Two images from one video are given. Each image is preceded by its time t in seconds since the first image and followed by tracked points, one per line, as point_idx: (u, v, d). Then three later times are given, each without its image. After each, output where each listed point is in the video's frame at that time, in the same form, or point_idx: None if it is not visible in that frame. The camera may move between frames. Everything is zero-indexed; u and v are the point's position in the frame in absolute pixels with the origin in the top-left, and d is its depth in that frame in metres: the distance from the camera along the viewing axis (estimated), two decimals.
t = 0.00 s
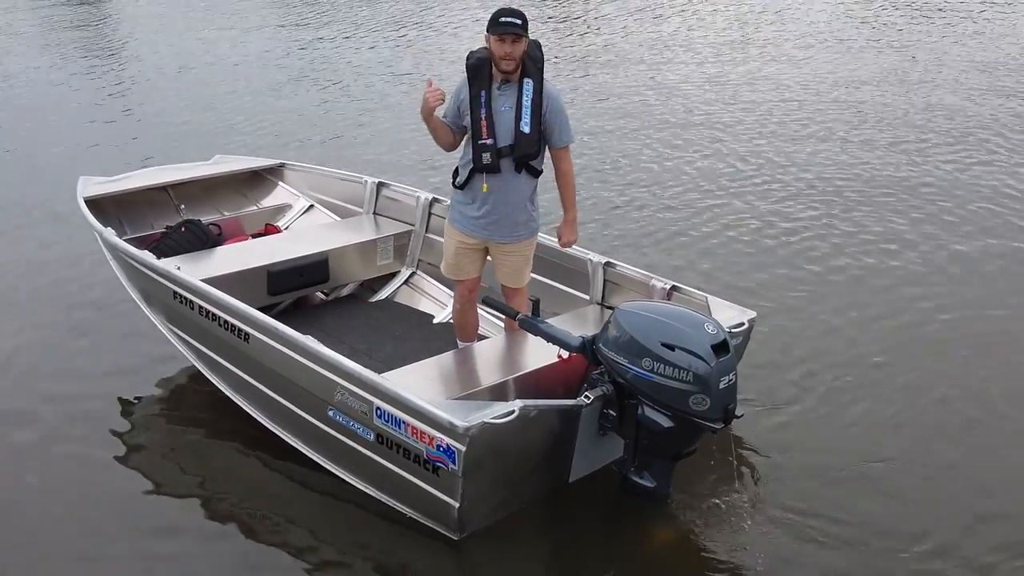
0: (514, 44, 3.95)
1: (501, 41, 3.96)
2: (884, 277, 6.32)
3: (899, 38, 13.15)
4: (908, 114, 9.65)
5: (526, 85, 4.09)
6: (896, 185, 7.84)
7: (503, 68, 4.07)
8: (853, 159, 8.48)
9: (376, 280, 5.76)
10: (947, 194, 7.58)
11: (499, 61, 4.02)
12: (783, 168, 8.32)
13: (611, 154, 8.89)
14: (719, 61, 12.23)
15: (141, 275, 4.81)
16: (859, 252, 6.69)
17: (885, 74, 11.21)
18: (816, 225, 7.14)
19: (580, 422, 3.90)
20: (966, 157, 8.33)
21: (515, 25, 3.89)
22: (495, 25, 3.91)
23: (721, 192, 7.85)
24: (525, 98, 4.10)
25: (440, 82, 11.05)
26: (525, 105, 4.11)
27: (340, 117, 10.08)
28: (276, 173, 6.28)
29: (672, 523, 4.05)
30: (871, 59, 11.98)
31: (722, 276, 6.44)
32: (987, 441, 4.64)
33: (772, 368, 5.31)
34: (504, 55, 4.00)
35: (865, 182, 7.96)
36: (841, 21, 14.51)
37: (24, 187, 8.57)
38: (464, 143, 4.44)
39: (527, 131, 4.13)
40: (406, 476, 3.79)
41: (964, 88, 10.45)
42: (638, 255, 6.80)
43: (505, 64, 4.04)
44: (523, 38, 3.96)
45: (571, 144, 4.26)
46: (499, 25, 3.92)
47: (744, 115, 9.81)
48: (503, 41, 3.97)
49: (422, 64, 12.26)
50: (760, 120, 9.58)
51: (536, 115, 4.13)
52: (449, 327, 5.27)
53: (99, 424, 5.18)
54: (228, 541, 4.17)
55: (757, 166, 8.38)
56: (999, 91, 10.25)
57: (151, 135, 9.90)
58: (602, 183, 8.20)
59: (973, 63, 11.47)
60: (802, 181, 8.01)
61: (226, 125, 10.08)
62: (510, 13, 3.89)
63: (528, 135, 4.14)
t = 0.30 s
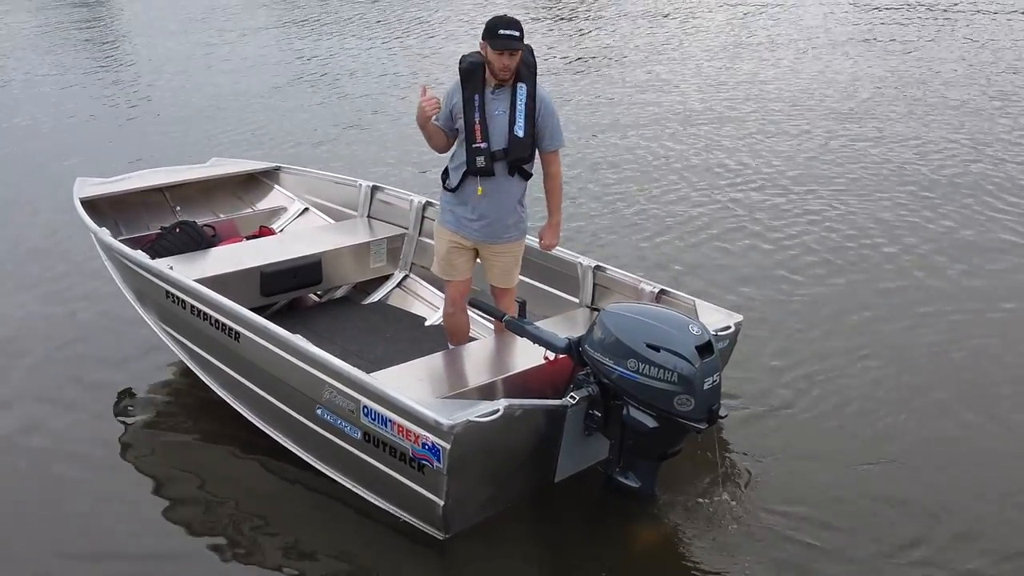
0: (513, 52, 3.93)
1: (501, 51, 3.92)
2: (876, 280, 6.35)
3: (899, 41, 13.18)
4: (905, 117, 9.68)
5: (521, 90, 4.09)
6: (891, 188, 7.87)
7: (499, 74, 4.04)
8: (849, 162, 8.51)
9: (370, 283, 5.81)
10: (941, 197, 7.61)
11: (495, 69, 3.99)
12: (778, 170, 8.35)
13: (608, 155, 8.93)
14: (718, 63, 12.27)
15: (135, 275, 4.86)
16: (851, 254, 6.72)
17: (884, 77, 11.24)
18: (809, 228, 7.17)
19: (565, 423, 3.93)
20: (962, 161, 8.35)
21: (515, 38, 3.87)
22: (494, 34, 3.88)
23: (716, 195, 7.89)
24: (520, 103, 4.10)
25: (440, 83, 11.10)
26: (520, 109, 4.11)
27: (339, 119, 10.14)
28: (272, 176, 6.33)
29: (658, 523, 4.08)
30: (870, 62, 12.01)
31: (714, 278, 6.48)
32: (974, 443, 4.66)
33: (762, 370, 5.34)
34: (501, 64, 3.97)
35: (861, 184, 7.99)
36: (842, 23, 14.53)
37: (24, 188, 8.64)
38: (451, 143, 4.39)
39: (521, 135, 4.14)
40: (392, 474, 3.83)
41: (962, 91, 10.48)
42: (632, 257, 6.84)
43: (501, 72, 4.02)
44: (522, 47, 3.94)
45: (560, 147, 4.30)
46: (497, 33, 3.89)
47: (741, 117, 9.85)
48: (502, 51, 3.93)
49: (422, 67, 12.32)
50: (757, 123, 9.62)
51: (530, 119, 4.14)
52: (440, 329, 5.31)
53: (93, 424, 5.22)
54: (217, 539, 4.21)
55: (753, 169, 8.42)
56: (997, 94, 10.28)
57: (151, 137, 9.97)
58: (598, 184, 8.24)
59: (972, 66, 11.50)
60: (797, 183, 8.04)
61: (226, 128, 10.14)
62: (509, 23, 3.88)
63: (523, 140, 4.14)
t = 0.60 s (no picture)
0: (506, 60, 3.82)
1: (496, 59, 3.81)
2: (867, 283, 6.37)
3: (896, 45, 13.20)
4: (900, 121, 9.70)
5: (512, 95, 4.02)
6: (884, 191, 7.89)
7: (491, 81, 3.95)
8: (842, 165, 8.53)
9: (363, 285, 5.85)
10: (934, 200, 7.63)
11: (489, 78, 3.88)
12: (772, 173, 8.38)
13: (603, 158, 8.97)
14: (714, 67, 12.31)
15: (128, 276, 4.90)
16: (843, 257, 6.74)
17: (879, 81, 11.26)
18: (802, 230, 7.19)
19: (550, 422, 3.96)
20: (955, 164, 8.37)
21: (507, 47, 3.77)
22: (488, 43, 3.77)
23: (709, 197, 7.91)
24: (511, 108, 4.04)
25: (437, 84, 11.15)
26: (512, 114, 4.05)
27: (336, 123, 10.19)
28: (267, 179, 6.37)
29: (642, 522, 4.11)
30: (866, 66, 12.04)
31: (705, 281, 6.51)
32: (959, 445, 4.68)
33: (750, 373, 5.37)
34: (496, 72, 3.86)
35: (854, 187, 8.01)
36: (844, 26, 14.56)
37: (22, 190, 8.70)
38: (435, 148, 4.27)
39: (515, 140, 4.08)
40: (378, 471, 3.86)
41: (957, 95, 10.50)
42: (624, 260, 6.87)
43: (492, 80, 3.93)
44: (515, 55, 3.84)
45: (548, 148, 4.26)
46: (488, 42, 3.78)
47: (735, 120, 9.88)
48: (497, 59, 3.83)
49: (420, 70, 12.38)
50: (753, 126, 9.65)
51: (521, 124, 4.08)
52: (431, 331, 5.35)
53: (87, 422, 5.27)
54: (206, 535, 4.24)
55: (746, 171, 8.44)
56: (992, 98, 10.29)
57: (149, 140, 10.04)
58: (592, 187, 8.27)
59: (971, 70, 11.53)
60: (791, 186, 8.07)
61: (224, 130, 10.20)
62: (501, 32, 3.76)
63: (517, 144, 4.09)
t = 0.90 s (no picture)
0: (493, 71, 3.87)
1: (484, 70, 3.84)
2: (860, 282, 6.39)
3: (894, 42, 13.20)
4: (897, 118, 9.72)
5: (496, 103, 4.09)
6: (879, 190, 7.91)
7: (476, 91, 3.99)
8: (838, 163, 8.54)
9: (357, 285, 5.89)
10: (928, 199, 7.65)
11: (476, 89, 3.92)
12: (768, 172, 8.40)
13: (599, 159, 9.00)
14: (712, 65, 12.32)
15: (121, 277, 4.95)
16: (837, 256, 6.76)
17: (877, 77, 11.27)
18: (795, 229, 7.22)
19: (537, 422, 4.00)
20: (951, 162, 8.39)
21: (493, 58, 3.83)
22: (474, 53, 3.81)
23: (704, 197, 7.95)
24: (496, 115, 4.10)
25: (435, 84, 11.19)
26: (497, 121, 4.11)
27: (333, 124, 10.24)
28: (263, 180, 6.42)
29: (629, 520, 4.15)
30: (864, 63, 12.05)
31: (699, 280, 6.55)
32: (948, 443, 4.71)
33: (740, 371, 5.40)
34: (483, 83, 3.90)
35: (850, 185, 8.04)
36: (847, 24, 14.57)
37: (20, 192, 8.75)
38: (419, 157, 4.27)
39: (501, 147, 4.15)
40: (365, 470, 3.91)
41: (953, 91, 10.51)
42: (618, 260, 6.91)
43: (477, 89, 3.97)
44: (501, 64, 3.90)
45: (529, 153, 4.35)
46: (473, 54, 3.81)
47: (732, 119, 9.89)
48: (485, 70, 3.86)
49: (418, 69, 12.41)
50: (751, 125, 9.68)
51: (505, 131, 4.15)
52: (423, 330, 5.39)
53: (82, 418, 5.32)
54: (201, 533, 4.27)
55: (741, 169, 8.46)
56: (988, 94, 10.30)
57: (147, 141, 10.08)
58: (588, 187, 8.30)
59: (972, 67, 11.53)
60: (786, 184, 8.09)
61: (222, 132, 10.25)
62: (485, 43, 3.81)
63: (504, 152, 4.16)
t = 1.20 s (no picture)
0: (462, 92, 3.87)
1: (451, 91, 3.86)
2: (852, 283, 6.44)
3: (892, 38, 13.19)
4: (893, 116, 9.76)
5: (469, 121, 4.06)
6: (872, 190, 7.94)
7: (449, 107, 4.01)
8: (833, 162, 8.57)
9: (352, 285, 5.95)
10: (922, 199, 7.68)
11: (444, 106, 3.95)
12: (763, 172, 8.43)
13: (595, 160, 9.03)
14: (710, 65, 12.34)
15: (115, 284, 5.02)
16: (829, 257, 6.80)
17: (875, 75, 11.28)
18: (788, 229, 7.28)
19: (525, 424, 4.02)
20: (946, 162, 8.41)
21: (463, 80, 3.83)
22: (444, 71, 3.84)
23: (698, 196, 8.00)
24: (468, 134, 4.08)
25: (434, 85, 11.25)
26: (468, 140, 4.10)
27: (332, 126, 10.29)
28: (257, 181, 6.47)
29: (617, 520, 4.20)
30: (862, 61, 12.05)
31: (692, 279, 6.60)
32: (935, 443, 4.77)
33: (731, 369, 5.46)
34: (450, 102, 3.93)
35: (843, 184, 8.08)
36: (846, 22, 14.61)
37: (20, 194, 8.80)
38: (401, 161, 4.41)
39: (469, 166, 4.15)
40: (356, 474, 3.96)
41: (949, 89, 10.54)
42: (612, 262, 6.95)
43: (451, 106, 4.00)
44: (472, 87, 3.88)
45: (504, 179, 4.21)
46: (450, 72, 3.84)
47: (728, 119, 9.94)
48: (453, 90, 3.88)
49: (416, 69, 12.45)
50: (748, 124, 9.74)
51: (477, 151, 4.13)
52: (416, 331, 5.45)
53: (79, 418, 5.38)
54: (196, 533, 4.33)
55: (736, 170, 8.52)
56: (985, 93, 10.32)
57: (146, 143, 10.13)
58: (583, 187, 8.34)
59: (968, 64, 11.55)
60: (781, 185, 8.12)
61: (222, 134, 10.30)
62: (461, 64, 3.83)
63: (472, 171, 4.15)
